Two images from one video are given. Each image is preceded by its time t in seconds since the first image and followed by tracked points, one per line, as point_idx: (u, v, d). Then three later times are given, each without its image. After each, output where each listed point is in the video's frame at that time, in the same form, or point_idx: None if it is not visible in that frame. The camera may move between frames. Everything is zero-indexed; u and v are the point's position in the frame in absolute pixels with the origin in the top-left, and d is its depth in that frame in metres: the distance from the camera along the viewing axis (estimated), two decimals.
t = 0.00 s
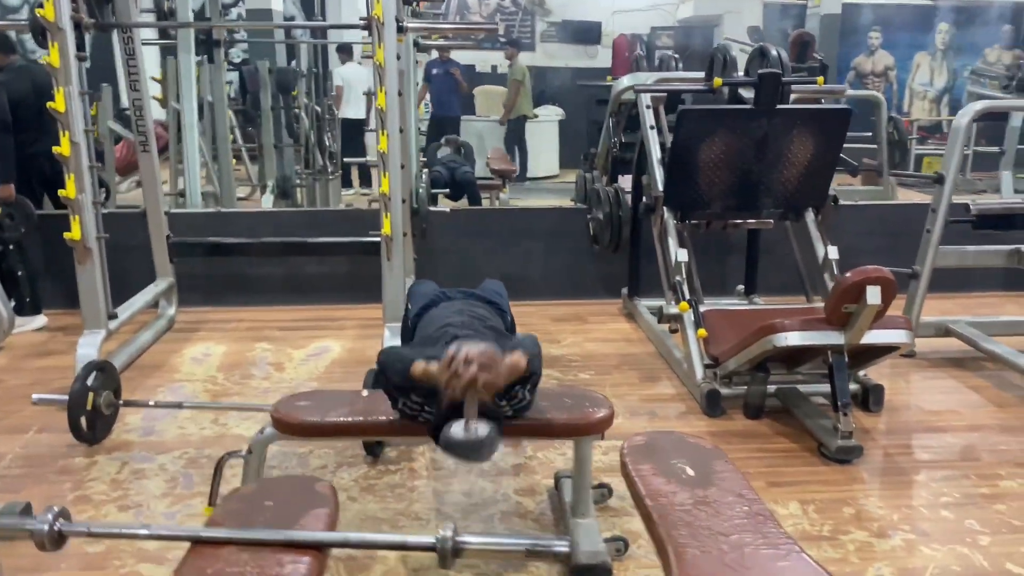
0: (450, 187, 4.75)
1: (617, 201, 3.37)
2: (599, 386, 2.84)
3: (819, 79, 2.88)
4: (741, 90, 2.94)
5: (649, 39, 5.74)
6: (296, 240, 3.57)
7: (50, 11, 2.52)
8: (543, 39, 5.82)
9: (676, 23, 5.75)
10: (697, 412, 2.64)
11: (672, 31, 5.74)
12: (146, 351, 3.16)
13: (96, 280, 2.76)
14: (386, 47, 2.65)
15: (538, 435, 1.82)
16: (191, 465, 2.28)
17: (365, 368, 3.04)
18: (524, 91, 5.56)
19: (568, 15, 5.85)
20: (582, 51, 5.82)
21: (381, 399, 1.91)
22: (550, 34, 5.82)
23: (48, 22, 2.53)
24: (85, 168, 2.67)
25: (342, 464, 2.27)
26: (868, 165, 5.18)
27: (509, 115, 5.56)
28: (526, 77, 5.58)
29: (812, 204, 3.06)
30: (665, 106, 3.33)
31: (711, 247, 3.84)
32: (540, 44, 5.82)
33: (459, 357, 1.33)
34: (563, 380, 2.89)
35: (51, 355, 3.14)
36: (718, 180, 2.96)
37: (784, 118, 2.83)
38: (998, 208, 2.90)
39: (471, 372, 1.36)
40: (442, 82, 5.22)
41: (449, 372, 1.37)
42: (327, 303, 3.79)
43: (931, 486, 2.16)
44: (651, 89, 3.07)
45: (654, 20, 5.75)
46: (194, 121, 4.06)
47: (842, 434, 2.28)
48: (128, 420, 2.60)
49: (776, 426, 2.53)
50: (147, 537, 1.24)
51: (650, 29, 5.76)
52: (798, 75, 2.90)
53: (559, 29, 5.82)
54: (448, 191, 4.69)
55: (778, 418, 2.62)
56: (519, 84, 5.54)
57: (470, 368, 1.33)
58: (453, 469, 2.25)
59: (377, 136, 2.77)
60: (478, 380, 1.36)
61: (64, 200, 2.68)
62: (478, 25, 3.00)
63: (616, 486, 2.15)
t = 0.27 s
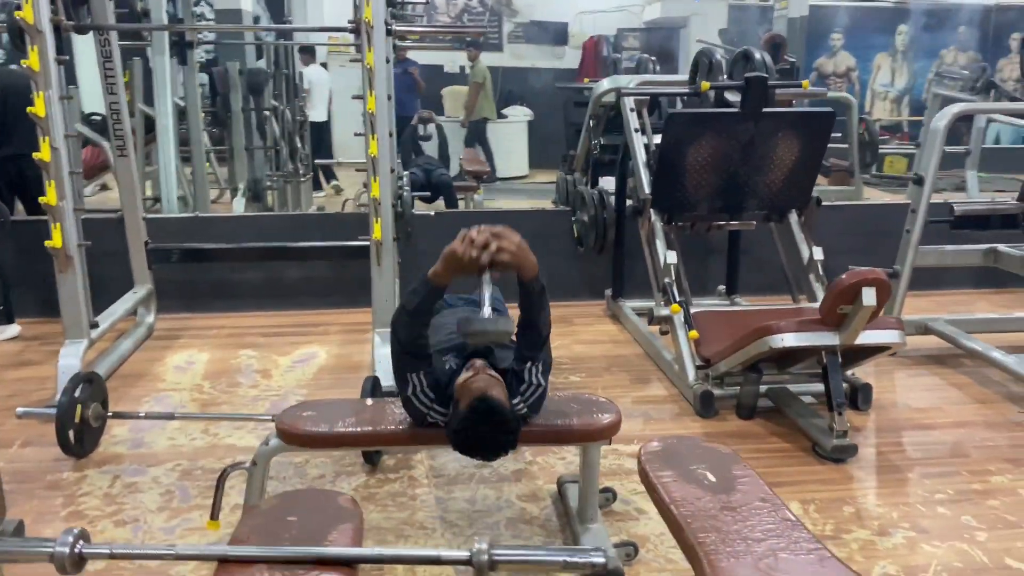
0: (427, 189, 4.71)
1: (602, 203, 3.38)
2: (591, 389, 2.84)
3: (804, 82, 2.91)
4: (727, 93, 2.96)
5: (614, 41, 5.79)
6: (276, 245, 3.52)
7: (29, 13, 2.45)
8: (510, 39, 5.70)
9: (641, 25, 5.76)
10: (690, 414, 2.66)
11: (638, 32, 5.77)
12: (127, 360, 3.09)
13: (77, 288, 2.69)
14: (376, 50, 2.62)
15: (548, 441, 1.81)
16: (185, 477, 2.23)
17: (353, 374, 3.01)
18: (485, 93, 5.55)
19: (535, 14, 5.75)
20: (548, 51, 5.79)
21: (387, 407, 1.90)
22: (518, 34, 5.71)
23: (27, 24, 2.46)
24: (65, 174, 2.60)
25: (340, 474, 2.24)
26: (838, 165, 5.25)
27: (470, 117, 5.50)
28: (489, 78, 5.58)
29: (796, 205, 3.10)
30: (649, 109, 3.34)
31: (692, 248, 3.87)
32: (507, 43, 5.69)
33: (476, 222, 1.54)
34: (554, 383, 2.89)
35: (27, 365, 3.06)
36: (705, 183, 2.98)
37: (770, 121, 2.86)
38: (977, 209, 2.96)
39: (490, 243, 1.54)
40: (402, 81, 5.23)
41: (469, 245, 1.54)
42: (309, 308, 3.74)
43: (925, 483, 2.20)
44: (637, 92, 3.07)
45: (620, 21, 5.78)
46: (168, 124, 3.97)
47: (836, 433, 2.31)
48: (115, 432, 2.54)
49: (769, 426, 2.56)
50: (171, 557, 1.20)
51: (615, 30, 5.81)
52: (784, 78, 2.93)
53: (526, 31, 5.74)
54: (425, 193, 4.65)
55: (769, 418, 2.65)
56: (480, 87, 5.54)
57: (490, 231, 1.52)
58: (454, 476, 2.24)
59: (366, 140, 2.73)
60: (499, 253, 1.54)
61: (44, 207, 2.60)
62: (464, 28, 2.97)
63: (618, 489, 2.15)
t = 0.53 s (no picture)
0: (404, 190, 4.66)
1: (587, 202, 3.38)
2: (583, 388, 2.85)
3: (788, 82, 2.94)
4: (713, 93, 2.98)
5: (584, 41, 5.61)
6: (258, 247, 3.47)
7: (9, 11, 2.39)
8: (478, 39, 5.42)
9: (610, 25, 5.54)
10: (683, 410, 2.68)
11: (606, 31, 5.58)
12: (109, 366, 3.02)
13: (60, 293, 2.63)
14: (365, 50, 2.60)
15: (556, 442, 1.81)
16: (181, 484, 2.20)
17: (343, 377, 2.98)
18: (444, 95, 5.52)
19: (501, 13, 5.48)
20: (517, 50, 5.58)
21: (393, 409, 1.88)
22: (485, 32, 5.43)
23: (7, 23, 2.40)
24: (47, 177, 2.54)
25: (340, 478, 2.22)
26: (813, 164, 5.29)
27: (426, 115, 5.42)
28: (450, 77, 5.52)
29: (781, 203, 3.14)
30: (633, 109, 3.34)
31: (675, 247, 3.89)
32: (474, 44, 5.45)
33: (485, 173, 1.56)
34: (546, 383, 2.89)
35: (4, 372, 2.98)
36: (692, 181, 3.01)
37: (756, 120, 2.89)
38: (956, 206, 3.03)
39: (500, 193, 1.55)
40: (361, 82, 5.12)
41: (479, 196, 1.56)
42: (292, 311, 3.69)
43: (917, 475, 2.25)
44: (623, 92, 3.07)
45: (588, 21, 5.55)
46: (143, 125, 3.88)
47: (831, 428, 2.35)
48: (103, 439, 2.49)
49: (762, 421, 2.59)
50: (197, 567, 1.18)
51: (584, 30, 5.59)
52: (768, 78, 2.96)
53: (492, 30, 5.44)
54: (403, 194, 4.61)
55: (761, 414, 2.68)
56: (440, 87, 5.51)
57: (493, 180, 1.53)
58: (455, 478, 2.24)
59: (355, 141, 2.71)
60: (508, 201, 1.55)
61: (26, 210, 2.54)
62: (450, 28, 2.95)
63: (620, 487, 2.16)
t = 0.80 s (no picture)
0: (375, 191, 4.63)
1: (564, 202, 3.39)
2: (565, 387, 2.86)
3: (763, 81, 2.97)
4: (689, 93, 3.01)
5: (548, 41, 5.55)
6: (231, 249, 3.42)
7: None
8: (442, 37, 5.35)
9: (574, 25, 5.51)
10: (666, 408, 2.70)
11: (570, 31, 5.52)
12: (80, 374, 2.95)
13: (31, 300, 2.56)
14: (344, 49, 2.57)
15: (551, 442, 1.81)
16: (163, 493, 2.15)
17: (322, 381, 2.95)
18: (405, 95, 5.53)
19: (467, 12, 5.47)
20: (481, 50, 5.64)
21: (386, 412, 1.86)
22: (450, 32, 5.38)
23: None
24: (17, 180, 2.47)
25: (327, 483, 2.20)
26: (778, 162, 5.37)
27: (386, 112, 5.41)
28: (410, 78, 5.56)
29: (755, 201, 3.18)
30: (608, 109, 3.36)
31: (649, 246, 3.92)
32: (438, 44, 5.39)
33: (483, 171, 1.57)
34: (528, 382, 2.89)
35: None
36: (669, 180, 3.03)
37: (732, 120, 2.92)
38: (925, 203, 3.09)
39: (496, 190, 1.57)
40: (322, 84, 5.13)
41: (477, 193, 1.57)
42: (265, 314, 3.65)
43: (898, 467, 2.29)
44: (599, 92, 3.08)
45: (552, 21, 5.51)
46: (110, 127, 3.81)
47: (814, 422, 2.38)
48: (79, 448, 2.43)
49: (744, 417, 2.62)
50: None
51: (548, 30, 5.54)
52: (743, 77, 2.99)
53: (457, 31, 5.45)
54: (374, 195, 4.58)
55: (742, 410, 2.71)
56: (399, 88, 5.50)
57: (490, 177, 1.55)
58: (444, 480, 2.22)
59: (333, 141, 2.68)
60: (504, 197, 1.57)
61: None
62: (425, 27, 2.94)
63: (610, 486, 2.17)
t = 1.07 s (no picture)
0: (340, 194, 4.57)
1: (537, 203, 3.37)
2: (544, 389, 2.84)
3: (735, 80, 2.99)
4: (662, 92, 3.01)
5: (509, 43, 5.46)
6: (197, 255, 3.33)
7: None
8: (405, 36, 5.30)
9: (533, 27, 5.42)
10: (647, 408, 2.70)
11: (530, 33, 5.41)
12: (43, 387, 2.85)
13: None
14: (316, 49, 2.52)
15: (543, 447, 1.79)
16: (139, 508, 2.09)
17: (297, 388, 2.89)
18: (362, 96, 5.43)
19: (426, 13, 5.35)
20: (440, 51, 5.58)
21: (373, 420, 1.84)
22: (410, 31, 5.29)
23: None
24: None
25: (309, 493, 2.16)
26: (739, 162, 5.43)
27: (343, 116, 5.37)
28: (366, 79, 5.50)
29: (727, 200, 3.19)
30: (579, 108, 3.34)
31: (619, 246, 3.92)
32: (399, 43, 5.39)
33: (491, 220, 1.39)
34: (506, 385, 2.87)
35: None
36: (643, 180, 3.03)
37: (706, 119, 2.93)
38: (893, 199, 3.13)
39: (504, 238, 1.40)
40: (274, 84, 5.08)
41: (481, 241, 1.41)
42: (233, 321, 3.57)
43: (878, 461, 2.32)
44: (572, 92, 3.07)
45: (511, 22, 5.43)
46: (67, 131, 3.69)
47: (795, 419, 2.40)
48: (46, 464, 2.34)
49: (723, 414, 2.63)
50: None
51: (509, 31, 5.46)
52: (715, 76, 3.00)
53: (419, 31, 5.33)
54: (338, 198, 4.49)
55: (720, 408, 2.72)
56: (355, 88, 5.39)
57: (498, 230, 1.37)
58: (429, 487, 2.19)
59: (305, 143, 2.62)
60: (514, 248, 1.40)
61: None
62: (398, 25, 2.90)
63: (597, 488, 2.16)
